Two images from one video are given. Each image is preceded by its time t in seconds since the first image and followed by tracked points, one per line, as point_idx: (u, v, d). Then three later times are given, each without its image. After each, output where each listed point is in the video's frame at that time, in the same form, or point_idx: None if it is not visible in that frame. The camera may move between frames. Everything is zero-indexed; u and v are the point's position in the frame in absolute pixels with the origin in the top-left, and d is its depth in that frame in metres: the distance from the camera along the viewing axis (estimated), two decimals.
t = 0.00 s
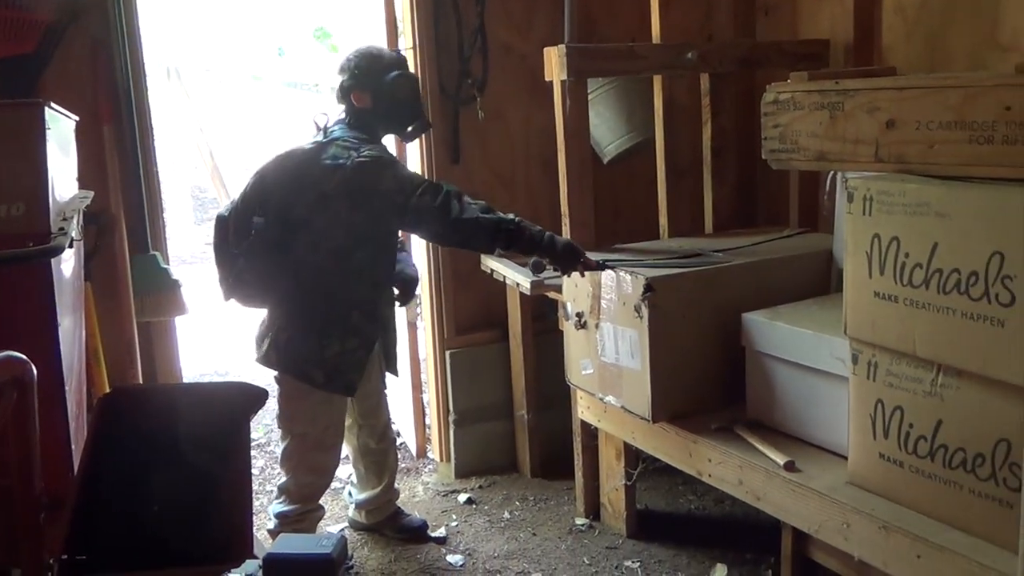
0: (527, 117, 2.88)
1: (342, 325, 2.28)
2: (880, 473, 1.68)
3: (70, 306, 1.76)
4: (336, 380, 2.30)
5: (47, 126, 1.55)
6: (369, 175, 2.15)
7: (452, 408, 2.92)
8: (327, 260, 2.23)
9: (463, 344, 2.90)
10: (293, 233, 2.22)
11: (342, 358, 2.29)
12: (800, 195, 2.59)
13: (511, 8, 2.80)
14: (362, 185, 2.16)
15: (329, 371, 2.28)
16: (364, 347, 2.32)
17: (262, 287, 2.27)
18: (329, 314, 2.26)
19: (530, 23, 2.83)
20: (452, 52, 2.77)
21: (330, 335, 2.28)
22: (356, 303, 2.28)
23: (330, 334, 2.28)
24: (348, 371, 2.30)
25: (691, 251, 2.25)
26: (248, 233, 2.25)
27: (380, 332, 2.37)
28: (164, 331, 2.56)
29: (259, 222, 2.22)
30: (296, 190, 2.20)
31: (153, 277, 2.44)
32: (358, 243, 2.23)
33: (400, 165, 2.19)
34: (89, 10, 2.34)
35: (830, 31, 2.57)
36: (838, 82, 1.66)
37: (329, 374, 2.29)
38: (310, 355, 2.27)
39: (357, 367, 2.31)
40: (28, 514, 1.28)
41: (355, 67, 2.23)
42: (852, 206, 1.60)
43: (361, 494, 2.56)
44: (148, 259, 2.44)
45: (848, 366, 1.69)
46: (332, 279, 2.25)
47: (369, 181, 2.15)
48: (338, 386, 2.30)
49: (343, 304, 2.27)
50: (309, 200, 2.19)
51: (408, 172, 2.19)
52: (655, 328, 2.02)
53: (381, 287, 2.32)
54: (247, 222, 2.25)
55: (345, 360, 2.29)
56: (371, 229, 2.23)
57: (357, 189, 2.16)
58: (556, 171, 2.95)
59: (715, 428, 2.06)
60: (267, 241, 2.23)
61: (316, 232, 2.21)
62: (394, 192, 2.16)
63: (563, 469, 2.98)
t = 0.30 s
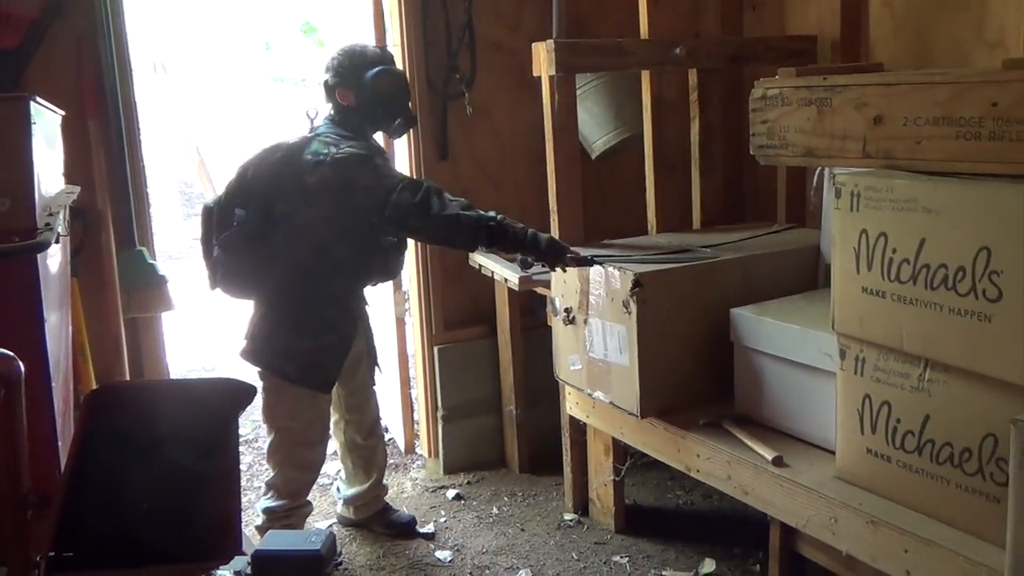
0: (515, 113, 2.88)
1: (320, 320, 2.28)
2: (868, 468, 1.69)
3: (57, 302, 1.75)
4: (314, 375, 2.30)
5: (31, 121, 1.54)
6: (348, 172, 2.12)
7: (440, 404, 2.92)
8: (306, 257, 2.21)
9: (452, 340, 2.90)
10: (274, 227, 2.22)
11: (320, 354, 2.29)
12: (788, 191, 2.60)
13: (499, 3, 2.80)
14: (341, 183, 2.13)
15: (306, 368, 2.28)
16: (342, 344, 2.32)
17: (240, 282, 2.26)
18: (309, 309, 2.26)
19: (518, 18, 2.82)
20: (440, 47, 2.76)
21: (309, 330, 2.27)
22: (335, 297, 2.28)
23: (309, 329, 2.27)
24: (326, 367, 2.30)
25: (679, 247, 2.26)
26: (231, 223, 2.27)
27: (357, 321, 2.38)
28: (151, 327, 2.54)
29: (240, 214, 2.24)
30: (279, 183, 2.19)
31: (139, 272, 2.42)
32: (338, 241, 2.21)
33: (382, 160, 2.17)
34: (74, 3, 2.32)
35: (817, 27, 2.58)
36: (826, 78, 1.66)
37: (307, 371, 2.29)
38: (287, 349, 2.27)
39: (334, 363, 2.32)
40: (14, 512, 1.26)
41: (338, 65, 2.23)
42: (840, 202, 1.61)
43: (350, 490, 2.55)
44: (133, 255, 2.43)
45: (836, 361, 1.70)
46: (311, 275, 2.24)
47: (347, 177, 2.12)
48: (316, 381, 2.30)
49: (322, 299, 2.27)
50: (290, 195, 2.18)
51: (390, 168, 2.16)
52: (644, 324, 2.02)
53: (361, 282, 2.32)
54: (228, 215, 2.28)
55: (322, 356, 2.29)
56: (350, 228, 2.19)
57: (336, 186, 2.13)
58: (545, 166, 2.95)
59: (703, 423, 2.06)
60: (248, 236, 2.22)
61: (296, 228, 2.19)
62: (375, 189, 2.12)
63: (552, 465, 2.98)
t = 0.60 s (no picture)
0: (508, 111, 2.88)
1: (310, 317, 2.27)
2: (859, 465, 1.69)
3: (48, 301, 1.74)
4: (304, 373, 2.29)
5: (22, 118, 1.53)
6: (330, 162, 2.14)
7: (433, 402, 2.91)
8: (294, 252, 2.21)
9: (445, 338, 2.89)
10: (263, 224, 2.22)
11: (311, 351, 2.28)
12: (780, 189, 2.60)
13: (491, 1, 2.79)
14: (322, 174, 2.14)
15: (297, 366, 2.28)
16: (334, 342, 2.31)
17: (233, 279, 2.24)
18: (298, 306, 2.26)
19: (511, 15, 2.82)
20: (433, 45, 2.76)
21: (299, 327, 2.27)
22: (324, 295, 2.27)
23: (299, 325, 2.27)
24: (317, 365, 2.30)
25: (671, 245, 2.26)
26: (221, 222, 2.24)
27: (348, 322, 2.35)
28: (143, 325, 2.54)
29: (232, 210, 2.21)
30: (265, 179, 2.21)
31: (130, 269, 2.43)
32: (325, 236, 2.21)
33: (350, 154, 2.14)
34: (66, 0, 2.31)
35: (809, 26, 2.58)
36: (818, 76, 1.66)
37: (299, 369, 2.28)
38: (278, 346, 2.27)
39: (327, 360, 2.31)
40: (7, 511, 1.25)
41: (331, 57, 2.25)
42: (832, 200, 1.61)
43: (342, 488, 2.55)
44: (127, 254, 2.44)
45: (828, 360, 1.70)
46: (300, 272, 2.24)
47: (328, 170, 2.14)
48: (308, 379, 2.29)
49: (311, 295, 2.26)
50: (277, 189, 2.20)
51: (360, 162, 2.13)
52: (637, 322, 2.02)
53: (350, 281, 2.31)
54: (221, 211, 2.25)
55: (314, 353, 2.28)
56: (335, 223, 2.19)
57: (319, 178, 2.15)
58: (537, 164, 2.94)
59: (695, 421, 2.07)
60: (236, 234, 2.20)
61: (284, 224, 2.20)
62: (349, 178, 2.13)
63: (544, 462, 2.98)
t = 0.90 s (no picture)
0: (507, 108, 2.87)
1: (312, 315, 2.27)
2: (857, 463, 1.70)
3: (46, 296, 1.74)
4: (309, 370, 2.28)
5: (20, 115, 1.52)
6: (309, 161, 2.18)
7: (431, 399, 2.91)
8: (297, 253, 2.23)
9: (442, 336, 2.89)
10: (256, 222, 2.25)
11: (312, 348, 2.27)
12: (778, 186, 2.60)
13: None
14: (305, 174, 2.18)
15: (300, 364, 2.27)
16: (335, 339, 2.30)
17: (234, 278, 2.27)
18: (302, 303, 2.26)
19: (510, 13, 2.82)
20: (431, 43, 2.75)
21: (302, 323, 2.27)
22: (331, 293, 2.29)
23: (304, 322, 2.27)
24: (321, 363, 2.29)
25: (669, 243, 2.26)
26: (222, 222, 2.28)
27: (348, 320, 2.36)
28: (142, 322, 2.53)
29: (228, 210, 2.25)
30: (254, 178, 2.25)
31: (126, 267, 2.39)
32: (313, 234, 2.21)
33: (287, 152, 2.17)
34: None
35: (809, 24, 2.58)
36: (817, 74, 1.66)
37: (301, 366, 2.27)
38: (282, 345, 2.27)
39: (331, 356, 2.31)
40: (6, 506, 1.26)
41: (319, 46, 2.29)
42: (830, 198, 1.61)
43: (341, 486, 2.55)
44: (123, 253, 2.39)
45: (826, 358, 1.71)
46: (306, 270, 2.26)
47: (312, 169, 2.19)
48: (313, 377, 2.29)
49: (316, 293, 2.27)
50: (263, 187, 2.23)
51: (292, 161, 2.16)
52: (635, 320, 2.02)
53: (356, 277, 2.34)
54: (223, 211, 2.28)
55: (314, 351, 2.28)
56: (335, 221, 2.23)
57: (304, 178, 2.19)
58: (536, 161, 2.94)
59: (693, 419, 2.07)
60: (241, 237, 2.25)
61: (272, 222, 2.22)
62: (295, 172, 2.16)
63: (542, 460, 2.98)
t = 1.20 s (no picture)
0: (514, 108, 2.88)
1: (310, 312, 2.30)
2: (865, 464, 1.70)
3: (55, 295, 1.74)
4: (314, 368, 2.31)
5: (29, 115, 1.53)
6: (275, 156, 2.23)
7: (439, 399, 2.92)
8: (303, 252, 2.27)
9: (449, 335, 2.90)
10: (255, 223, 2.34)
11: (311, 343, 2.30)
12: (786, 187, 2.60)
13: None
14: (274, 170, 2.24)
15: (302, 359, 2.30)
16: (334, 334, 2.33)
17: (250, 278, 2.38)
18: (308, 302, 2.30)
19: (518, 13, 2.82)
20: (439, 42, 2.76)
21: (309, 323, 2.30)
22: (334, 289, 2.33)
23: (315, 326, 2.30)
24: (321, 359, 2.31)
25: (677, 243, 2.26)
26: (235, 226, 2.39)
27: (352, 316, 2.38)
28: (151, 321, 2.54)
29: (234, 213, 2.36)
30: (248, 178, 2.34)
31: (138, 264, 2.41)
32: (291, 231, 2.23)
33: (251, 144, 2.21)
34: None
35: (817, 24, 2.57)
36: (825, 74, 1.66)
37: (303, 363, 2.30)
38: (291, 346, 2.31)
39: (332, 352, 2.33)
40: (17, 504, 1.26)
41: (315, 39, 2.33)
42: (838, 199, 1.61)
43: (349, 485, 2.56)
44: (135, 251, 2.42)
45: (834, 358, 1.71)
46: (309, 268, 2.29)
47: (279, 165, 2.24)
48: (315, 373, 2.32)
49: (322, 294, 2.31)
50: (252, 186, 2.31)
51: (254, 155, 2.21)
52: (643, 320, 2.02)
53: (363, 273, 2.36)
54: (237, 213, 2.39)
55: (312, 347, 2.30)
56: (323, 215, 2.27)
57: (274, 174, 2.24)
58: (544, 161, 2.95)
59: (701, 419, 2.07)
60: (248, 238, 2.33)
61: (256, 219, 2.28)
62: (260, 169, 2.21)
63: (550, 459, 2.98)
